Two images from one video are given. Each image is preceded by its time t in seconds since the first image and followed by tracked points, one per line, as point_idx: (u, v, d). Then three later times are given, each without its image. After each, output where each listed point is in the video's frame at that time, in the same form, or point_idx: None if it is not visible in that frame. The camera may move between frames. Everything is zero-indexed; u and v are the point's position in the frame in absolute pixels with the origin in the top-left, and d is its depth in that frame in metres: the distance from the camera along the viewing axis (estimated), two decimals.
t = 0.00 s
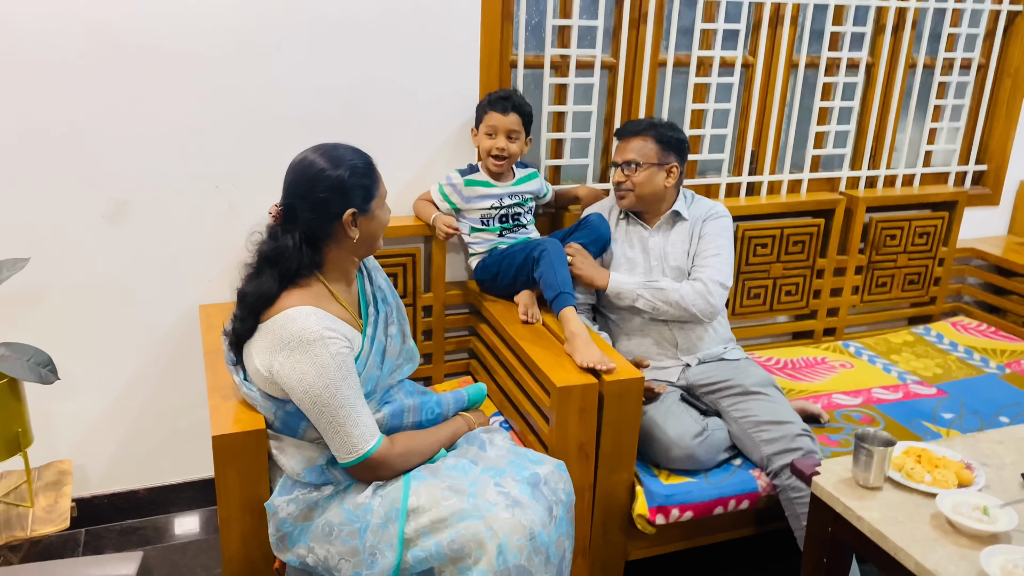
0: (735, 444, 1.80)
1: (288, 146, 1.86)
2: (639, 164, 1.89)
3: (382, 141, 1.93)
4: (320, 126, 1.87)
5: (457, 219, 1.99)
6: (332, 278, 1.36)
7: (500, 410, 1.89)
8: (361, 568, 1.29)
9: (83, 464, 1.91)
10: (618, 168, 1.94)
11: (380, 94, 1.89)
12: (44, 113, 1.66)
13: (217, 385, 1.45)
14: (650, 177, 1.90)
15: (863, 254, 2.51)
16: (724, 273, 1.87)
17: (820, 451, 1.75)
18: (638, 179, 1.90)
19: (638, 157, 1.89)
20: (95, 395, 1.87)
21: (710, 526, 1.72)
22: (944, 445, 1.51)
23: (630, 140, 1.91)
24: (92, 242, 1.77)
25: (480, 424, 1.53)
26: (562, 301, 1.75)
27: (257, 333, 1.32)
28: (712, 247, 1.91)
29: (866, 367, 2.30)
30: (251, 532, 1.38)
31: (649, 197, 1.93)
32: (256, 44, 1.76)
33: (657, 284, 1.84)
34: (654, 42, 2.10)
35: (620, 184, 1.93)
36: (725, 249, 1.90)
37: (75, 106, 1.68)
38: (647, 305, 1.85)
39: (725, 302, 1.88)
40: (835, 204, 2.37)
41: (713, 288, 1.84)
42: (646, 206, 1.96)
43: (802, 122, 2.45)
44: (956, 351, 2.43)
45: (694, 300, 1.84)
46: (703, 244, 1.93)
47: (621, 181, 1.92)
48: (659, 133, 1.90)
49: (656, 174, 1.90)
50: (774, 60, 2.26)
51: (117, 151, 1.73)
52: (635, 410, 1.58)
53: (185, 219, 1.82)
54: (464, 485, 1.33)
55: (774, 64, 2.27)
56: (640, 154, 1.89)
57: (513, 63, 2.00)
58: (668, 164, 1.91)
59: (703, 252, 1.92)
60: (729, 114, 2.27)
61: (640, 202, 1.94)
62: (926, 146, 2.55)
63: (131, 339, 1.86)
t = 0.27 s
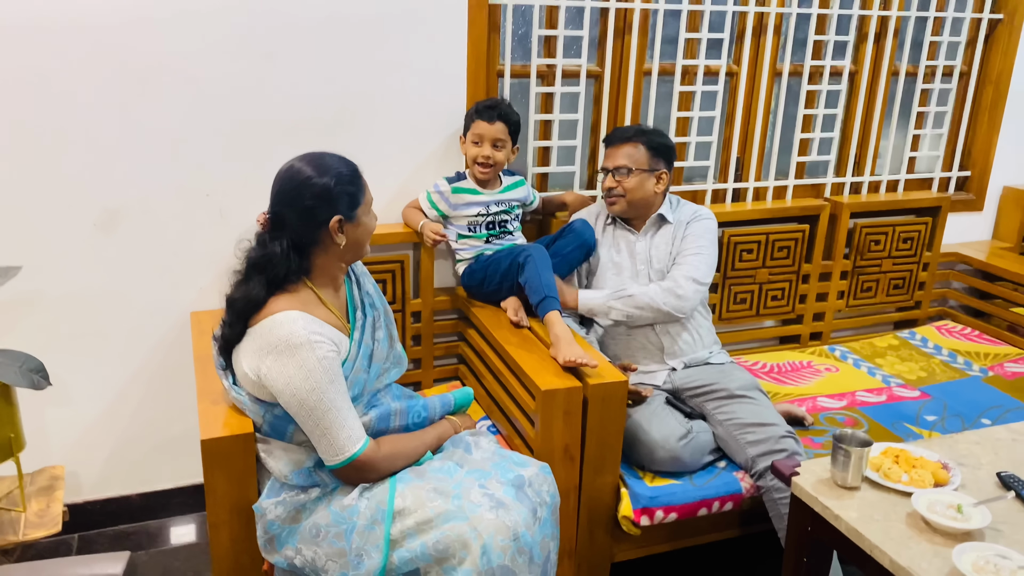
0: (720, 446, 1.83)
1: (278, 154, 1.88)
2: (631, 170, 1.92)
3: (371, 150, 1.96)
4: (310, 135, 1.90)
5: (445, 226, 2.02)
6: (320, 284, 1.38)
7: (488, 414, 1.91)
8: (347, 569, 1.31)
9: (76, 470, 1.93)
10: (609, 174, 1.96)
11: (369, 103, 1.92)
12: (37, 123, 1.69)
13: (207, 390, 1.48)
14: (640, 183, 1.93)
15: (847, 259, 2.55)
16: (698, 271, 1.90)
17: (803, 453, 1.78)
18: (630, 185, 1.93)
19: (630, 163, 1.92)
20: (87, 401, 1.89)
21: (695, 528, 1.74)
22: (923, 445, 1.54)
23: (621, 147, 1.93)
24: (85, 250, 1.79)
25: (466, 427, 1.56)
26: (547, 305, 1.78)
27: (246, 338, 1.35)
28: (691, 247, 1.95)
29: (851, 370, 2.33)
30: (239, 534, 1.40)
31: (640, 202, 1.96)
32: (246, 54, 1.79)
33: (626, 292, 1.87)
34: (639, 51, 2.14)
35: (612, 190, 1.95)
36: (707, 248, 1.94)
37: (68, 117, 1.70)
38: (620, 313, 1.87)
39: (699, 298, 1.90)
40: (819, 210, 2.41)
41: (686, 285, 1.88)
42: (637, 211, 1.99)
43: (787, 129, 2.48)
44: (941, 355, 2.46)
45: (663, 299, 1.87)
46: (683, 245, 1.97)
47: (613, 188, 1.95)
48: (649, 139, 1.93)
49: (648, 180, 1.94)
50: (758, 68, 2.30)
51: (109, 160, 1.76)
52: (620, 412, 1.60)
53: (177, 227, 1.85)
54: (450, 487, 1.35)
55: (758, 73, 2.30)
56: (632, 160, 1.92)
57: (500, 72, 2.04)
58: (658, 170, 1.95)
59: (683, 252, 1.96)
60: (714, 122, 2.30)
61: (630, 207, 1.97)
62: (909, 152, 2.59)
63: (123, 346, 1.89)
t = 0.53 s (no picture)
0: (702, 445, 1.86)
1: (267, 158, 1.91)
2: (619, 172, 1.94)
3: (359, 154, 1.98)
4: (298, 139, 1.92)
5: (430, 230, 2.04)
6: (306, 286, 1.41)
7: (474, 415, 1.93)
8: (331, 566, 1.33)
9: (68, 470, 1.95)
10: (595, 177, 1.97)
11: (357, 108, 1.95)
12: (28, 128, 1.71)
13: (194, 390, 1.50)
14: (628, 186, 1.95)
15: (833, 261, 2.57)
16: (677, 286, 1.93)
17: (784, 451, 1.80)
18: (617, 188, 1.95)
19: (618, 166, 1.94)
20: (78, 403, 1.92)
21: (678, 526, 1.76)
22: (899, 443, 1.56)
23: (609, 150, 1.95)
24: (76, 253, 1.81)
25: (450, 427, 1.58)
26: (524, 311, 1.80)
27: (231, 339, 1.37)
28: (672, 259, 1.96)
29: (836, 371, 2.35)
30: (225, 532, 1.43)
31: (626, 205, 1.98)
32: (235, 60, 1.81)
33: (606, 306, 1.90)
34: (624, 56, 2.16)
35: (599, 193, 1.96)
36: (687, 260, 1.96)
37: (59, 122, 1.73)
38: (599, 325, 1.91)
39: (677, 314, 1.93)
40: (804, 213, 2.43)
41: (665, 300, 1.91)
42: (622, 214, 2.01)
43: (772, 132, 2.51)
44: (925, 356, 2.48)
45: (640, 315, 1.90)
46: (663, 254, 1.99)
47: (600, 190, 1.96)
48: (636, 142, 1.96)
49: (634, 183, 1.96)
50: (742, 73, 2.32)
51: (100, 165, 1.78)
52: (602, 412, 1.63)
53: (167, 231, 1.87)
54: (432, 485, 1.38)
55: (743, 77, 2.33)
56: (620, 163, 1.94)
57: (486, 77, 2.06)
58: (645, 174, 1.98)
59: (663, 263, 1.98)
60: (700, 126, 2.33)
61: (617, 210, 1.99)
62: (894, 155, 2.61)
63: (114, 347, 1.91)
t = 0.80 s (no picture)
0: (697, 445, 1.87)
1: (266, 161, 1.93)
2: (615, 174, 1.95)
3: (357, 156, 2.00)
4: (297, 142, 1.94)
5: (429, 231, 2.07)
6: (302, 287, 1.42)
7: (471, 415, 1.95)
8: (328, 563, 1.35)
9: (69, 469, 1.97)
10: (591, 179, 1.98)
11: (355, 111, 1.97)
12: (30, 131, 1.73)
13: (193, 390, 1.52)
14: (624, 188, 1.96)
15: (830, 263, 2.58)
16: (698, 294, 1.95)
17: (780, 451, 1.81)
18: (613, 190, 1.96)
19: (614, 168, 1.95)
20: (79, 403, 1.93)
21: (674, 526, 1.77)
22: (892, 443, 1.57)
23: (605, 152, 1.97)
24: (77, 254, 1.83)
25: (447, 426, 1.60)
26: (522, 314, 1.81)
27: (229, 338, 1.39)
28: (686, 268, 1.98)
29: (832, 372, 2.36)
30: (224, 530, 1.44)
31: (623, 207, 1.99)
32: (234, 63, 1.83)
33: (645, 314, 1.89)
34: (621, 60, 2.18)
35: (596, 195, 1.97)
36: (699, 268, 1.99)
37: (60, 124, 1.75)
38: (636, 333, 1.90)
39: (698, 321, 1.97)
40: (801, 215, 2.44)
41: (693, 312, 1.93)
42: (618, 216, 2.02)
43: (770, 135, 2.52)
44: (922, 357, 2.49)
45: (677, 323, 1.91)
46: (675, 262, 2.00)
47: (596, 193, 1.97)
48: (631, 145, 1.98)
49: (630, 185, 1.97)
50: (739, 75, 2.33)
51: (101, 167, 1.80)
52: (597, 412, 1.64)
53: (167, 233, 1.89)
54: (428, 483, 1.39)
55: (740, 80, 2.34)
56: (616, 165, 1.95)
57: (484, 81, 2.08)
58: (640, 175, 1.99)
59: (678, 271, 1.99)
60: (696, 128, 2.34)
61: (613, 212, 2.00)
62: (891, 158, 2.62)
63: (115, 348, 1.93)
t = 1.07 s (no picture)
0: (701, 446, 1.87)
1: (270, 162, 1.94)
2: (632, 177, 1.96)
3: (361, 157, 2.01)
4: (300, 143, 1.95)
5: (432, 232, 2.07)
6: (305, 287, 1.43)
7: (474, 415, 1.95)
8: (330, 563, 1.35)
9: (73, 469, 1.98)
10: (608, 180, 1.98)
11: (358, 113, 1.98)
12: (35, 133, 1.75)
13: (197, 389, 1.53)
14: (639, 191, 1.98)
15: (833, 264, 2.58)
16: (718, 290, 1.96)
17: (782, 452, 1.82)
18: (629, 193, 1.97)
19: (631, 170, 1.96)
20: (84, 403, 1.95)
21: (675, 527, 1.77)
22: (894, 444, 1.57)
23: (621, 154, 1.97)
24: (82, 255, 1.85)
25: (449, 426, 1.60)
26: (524, 314, 1.82)
27: (232, 338, 1.40)
28: (702, 264, 2.00)
29: (835, 374, 2.36)
30: (226, 529, 1.45)
31: (635, 210, 2.01)
32: (238, 65, 1.85)
33: (682, 306, 1.85)
34: (624, 61, 2.18)
35: (612, 197, 1.98)
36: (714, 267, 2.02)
37: (65, 126, 1.76)
38: (677, 327, 1.84)
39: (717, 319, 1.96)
40: (804, 216, 2.44)
41: (719, 304, 1.92)
42: (630, 218, 2.04)
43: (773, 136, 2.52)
44: (925, 359, 2.49)
45: (710, 316, 1.89)
46: (691, 261, 2.02)
47: (612, 194, 1.98)
48: (647, 148, 1.98)
49: (644, 189, 1.99)
50: (742, 77, 2.33)
51: (106, 169, 1.81)
52: (599, 412, 1.64)
53: (171, 234, 1.90)
54: (429, 483, 1.40)
55: (743, 82, 2.34)
56: (634, 168, 1.96)
57: (487, 82, 2.09)
58: (654, 179, 2.01)
59: (694, 269, 2.00)
60: (700, 130, 2.34)
61: (626, 214, 2.01)
62: (895, 159, 2.62)
63: (119, 348, 1.94)
